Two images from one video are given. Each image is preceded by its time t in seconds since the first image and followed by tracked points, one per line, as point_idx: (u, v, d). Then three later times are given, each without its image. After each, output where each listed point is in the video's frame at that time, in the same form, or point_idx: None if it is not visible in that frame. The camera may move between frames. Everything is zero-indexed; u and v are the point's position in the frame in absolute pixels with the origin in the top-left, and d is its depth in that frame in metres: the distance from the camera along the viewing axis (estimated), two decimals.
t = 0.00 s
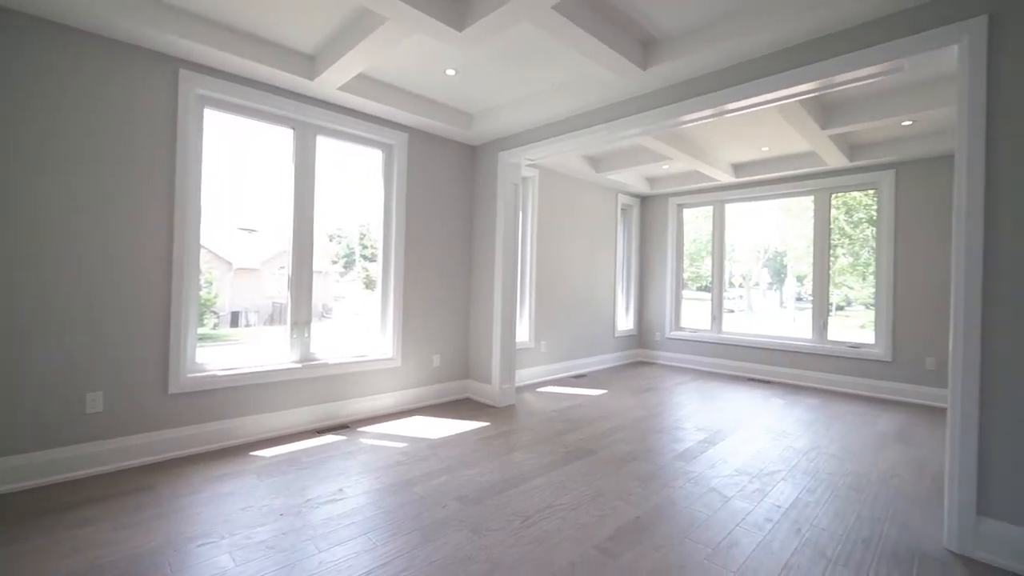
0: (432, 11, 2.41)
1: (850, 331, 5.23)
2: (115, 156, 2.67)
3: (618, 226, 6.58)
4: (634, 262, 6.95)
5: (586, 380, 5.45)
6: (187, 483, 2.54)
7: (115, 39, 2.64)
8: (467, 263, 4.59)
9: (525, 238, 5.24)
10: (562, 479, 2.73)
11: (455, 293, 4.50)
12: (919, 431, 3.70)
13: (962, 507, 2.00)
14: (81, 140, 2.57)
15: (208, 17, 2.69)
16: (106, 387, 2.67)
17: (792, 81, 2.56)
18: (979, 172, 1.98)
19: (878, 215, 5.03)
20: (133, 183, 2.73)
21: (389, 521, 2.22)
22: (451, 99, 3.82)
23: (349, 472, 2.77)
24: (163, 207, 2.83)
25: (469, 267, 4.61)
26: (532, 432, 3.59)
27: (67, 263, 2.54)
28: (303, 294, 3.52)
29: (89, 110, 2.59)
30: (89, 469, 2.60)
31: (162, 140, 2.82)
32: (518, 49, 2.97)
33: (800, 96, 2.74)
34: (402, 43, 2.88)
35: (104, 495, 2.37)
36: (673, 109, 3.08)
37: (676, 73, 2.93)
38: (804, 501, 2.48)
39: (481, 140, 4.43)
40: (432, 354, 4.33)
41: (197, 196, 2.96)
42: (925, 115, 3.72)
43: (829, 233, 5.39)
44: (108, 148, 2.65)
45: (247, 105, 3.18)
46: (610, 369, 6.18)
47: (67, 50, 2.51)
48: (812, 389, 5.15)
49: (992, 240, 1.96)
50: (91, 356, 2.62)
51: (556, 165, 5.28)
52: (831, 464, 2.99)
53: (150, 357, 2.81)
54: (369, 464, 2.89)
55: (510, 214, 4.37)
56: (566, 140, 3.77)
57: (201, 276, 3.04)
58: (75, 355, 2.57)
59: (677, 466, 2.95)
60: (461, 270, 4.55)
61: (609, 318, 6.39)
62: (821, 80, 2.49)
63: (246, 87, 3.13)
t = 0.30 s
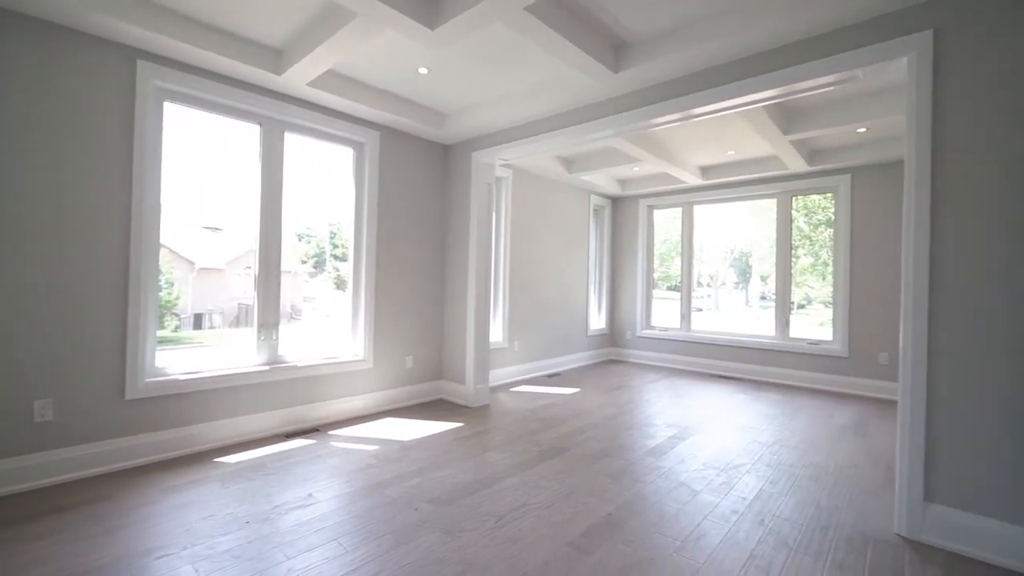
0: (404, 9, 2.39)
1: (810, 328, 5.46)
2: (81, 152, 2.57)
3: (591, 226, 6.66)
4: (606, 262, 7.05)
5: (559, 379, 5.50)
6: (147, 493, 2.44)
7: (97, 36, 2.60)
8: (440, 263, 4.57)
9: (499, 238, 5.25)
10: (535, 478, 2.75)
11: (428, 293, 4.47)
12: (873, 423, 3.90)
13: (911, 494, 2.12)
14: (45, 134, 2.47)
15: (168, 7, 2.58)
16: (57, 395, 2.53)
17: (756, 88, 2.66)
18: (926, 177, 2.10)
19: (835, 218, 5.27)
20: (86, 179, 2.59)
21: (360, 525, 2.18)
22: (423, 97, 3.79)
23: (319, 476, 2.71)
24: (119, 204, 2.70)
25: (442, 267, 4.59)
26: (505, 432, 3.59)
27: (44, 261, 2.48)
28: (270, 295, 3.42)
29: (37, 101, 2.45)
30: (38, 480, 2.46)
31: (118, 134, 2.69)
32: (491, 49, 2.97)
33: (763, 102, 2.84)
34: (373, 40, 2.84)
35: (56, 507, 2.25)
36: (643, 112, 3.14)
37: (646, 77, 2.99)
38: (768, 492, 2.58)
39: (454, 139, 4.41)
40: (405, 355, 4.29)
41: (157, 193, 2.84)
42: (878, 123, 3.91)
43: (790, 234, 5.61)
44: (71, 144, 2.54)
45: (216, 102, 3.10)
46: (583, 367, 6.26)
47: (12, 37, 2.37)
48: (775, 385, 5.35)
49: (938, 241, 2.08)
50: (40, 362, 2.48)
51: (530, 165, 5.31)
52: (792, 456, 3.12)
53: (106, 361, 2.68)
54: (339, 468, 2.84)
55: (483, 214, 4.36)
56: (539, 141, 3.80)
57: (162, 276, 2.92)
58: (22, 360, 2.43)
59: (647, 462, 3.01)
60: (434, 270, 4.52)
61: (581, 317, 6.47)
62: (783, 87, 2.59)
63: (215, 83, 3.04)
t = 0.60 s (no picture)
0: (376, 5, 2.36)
1: (775, 326, 5.66)
2: (31, 145, 2.44)
3: (565, 226, 6.72)
4: (580, 262, 7.12)
5: (534, 379, 5.52)
6: (105, 503, 2.33)
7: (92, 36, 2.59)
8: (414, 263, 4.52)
9: (474, 237, 5.24)
10: (510, 477, 2.76)
11: (402, 293, 4.42)
12: (833, 416, 4.07)
13: (868, 483, 2.22)
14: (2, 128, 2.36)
15: None
16: (5, 402, 2.39)
17: (724, 92, 2.73)
18: (881, 181, 2.21)
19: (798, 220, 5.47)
20: (38, 174, 2.46)
21: (332, 531, 2.14)
22: (397, 95, 3.74)
23: (290, 481, 2.65)
24: (74, 201, 2.57)
25: (416, 266, 4.55)
26: (480, 432, 3.59)
27: None
28: (237, 295, 3.32)
29: None
30: None
31: (72, 128, 2.56)
32: (465, 48, 2.96)
33: (731, 107, 2.92)
34: (345, 36, 2.79)
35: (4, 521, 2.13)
36: (616, 115, 3.19)
37: (619, 80, 3.04)
38: (735, 485, 2.67)
39: (428, 138, 4.37)
40: (378, 356, 4.23)
41: (115, 190, 2.71)
42: (838, 129, 4.09)
43: (756, 235, 5.80)
44: (21, 137, 2.41)
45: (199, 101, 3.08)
46: (558, 367, 6.30)
47: None
48: (742, 381, 5.52)
49: (893, 242, 2.19)
50: None
51: (504, 165, 5.31)
52: (758, 450, 3.23)
53: (59, 366, 2.55)
54: (311, 472, 2.78)
55: (458, 213, 4.35)
56: (514, 141, 3.81)
57: (121, 277, 2.80)
58: None
59: (621, 459, 3.06)
60: (408, 270, 4.48)
61: (556, 317, 6.51)
62: (750, 92, 2.67)
63: (202, 82, 3.04)
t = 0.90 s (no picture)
0: None
1: (741, 324, 5.84)
2: None
3: (538, 227, 6.76)
4: (554, 262, 7.17)
5: (508, 379, 5.53)
6: (57, 516, 2.21)
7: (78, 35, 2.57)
8: (387, 263, 4.47)
9: (448, 238, 5.22)
10: (484, 478, 2.76)
11: (375, 293, 4.36)
12: (795, 411, 4.23)
13: (827, 473, 2.32)
14: None
15: None
16: None
17: (693, 96, 2.81)
18: (839, 184, 2.31)
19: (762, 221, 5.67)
20: None
21: (301, 538, 2.10)
22: (368, 92, 3.69)
23: (257, 488, 2.58)
24: (21, 198, 2.43)
25: (389, 267, 4.49)
26: (454, 433, 3.58)
27: None
28: (201, 297, 3.20)
29: None
30: None
31: (19, 121, 2.42)
32: (438, 46, 2.94)
33: (699, 111, 3.01)
34: (314, 30, 2.73)
35: None
36: (589, 116, 3.23)
37: (591, 82, 3.08)
38: (704, 479, 2.74)
39: (401, 136, 4.32)
40: (350, 358, 4.15)
41: (67, 186, 2.58)
42: (799, 134, 4.26)
43: (724, 236, 5.97)
44: None
45: (185, 101, 3.08)
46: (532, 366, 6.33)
47: None
48: (710, 378, 5.68)
49: (850, 242, 2.30)
50: None
51: (478, 164, 5.31)
52: (725, 444, 3.33)
53: (5, 372, 2.41)
54: (280, 478, 2.71)
55: (431, 213, 4.32)
56: (488, 141, 3.82)
57: (74, 278, 2.66)
58: None
59: (594, 456, 3.11)
60: (381, 271, 4.42)
61: (529, 317, 6.54)
62: (717, 97, 2.76)
63: (171, 77, 2.95)
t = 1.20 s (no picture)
0: None
1: (706, 322, 6.03)
2: None
3: (509, 227, 6.78)
4: (524, 262, 7.21)
5: (479, 379, 5.52)
6: None
7: (55, 33, 2.53)
8: (355, 263, 4.38)
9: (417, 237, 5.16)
10: (455, 478, 2.75)
11: (342, 293, 4.27)
12: (756, 405, 4.40)
13: (785, 463, 2.43)
14: None
15: None
16: None
17: (659, 101, 2.88)
18: (795, 189, 2.42)
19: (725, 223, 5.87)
20: None
21: (265, 546, 2.03)
22: (335, 88, 3.61)
23: (218, 496, 2.48)
24: None
25: (357, 266, 4.41)
26: (425, 434, 3.55)
27: None
28: (157, 298, 3.06)
29: None
30: None
31: None
32: (407, 43, 2.90)
33: (665, 115, 3.09)
34: (278, 23, 2.65)
35: None
36: (559, 118, 3.27)
37: (561, 84, 3.11)
38: (671, 474, 2.82)
39: (369, 134, 4.25)
40: (316, 360, 4.06)
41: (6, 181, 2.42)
42: (759, 139, 4.42)
43: (689, 237, 6.15)
44: None
45: (159, 99, 3.03)
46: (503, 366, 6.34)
47: None
48: (677, 375, 5.83)
49: (806, 244, 2.41)
50: None
51: (448, 164, 5.28)
52: (691, 439, 3.43)
53: None
54: (243, 486, 2.62)
55: (401, 212, 4.26)
56: (458, 141, 3.80)
57: (15, 278, 2.50)
58: None
59: (564, 454, 3.14)
60: (349, 271, 4.33)
61: (500, 317, 6.55)
62: (682, 102, 2.84)
63: (123, 67, 2.81)
